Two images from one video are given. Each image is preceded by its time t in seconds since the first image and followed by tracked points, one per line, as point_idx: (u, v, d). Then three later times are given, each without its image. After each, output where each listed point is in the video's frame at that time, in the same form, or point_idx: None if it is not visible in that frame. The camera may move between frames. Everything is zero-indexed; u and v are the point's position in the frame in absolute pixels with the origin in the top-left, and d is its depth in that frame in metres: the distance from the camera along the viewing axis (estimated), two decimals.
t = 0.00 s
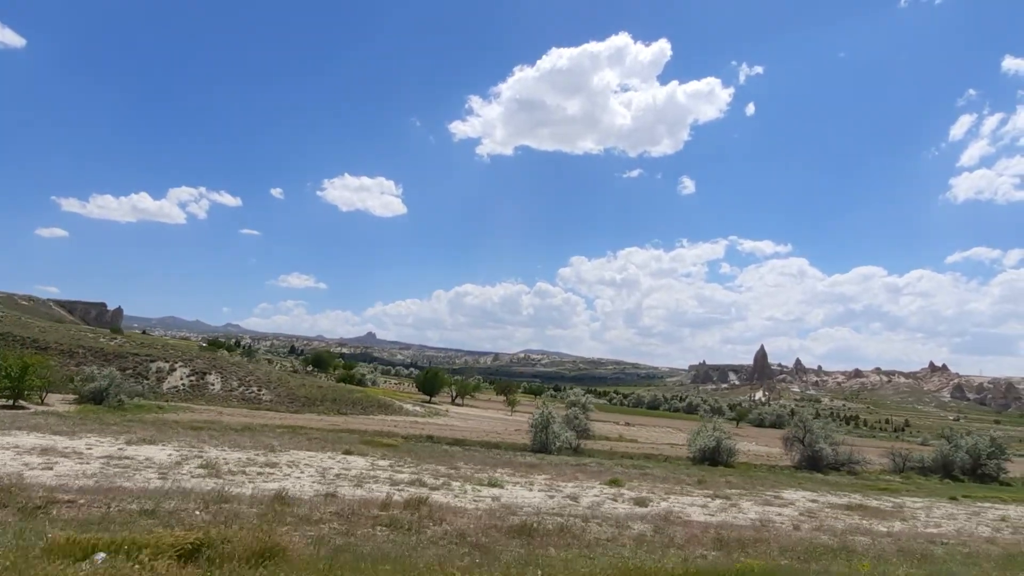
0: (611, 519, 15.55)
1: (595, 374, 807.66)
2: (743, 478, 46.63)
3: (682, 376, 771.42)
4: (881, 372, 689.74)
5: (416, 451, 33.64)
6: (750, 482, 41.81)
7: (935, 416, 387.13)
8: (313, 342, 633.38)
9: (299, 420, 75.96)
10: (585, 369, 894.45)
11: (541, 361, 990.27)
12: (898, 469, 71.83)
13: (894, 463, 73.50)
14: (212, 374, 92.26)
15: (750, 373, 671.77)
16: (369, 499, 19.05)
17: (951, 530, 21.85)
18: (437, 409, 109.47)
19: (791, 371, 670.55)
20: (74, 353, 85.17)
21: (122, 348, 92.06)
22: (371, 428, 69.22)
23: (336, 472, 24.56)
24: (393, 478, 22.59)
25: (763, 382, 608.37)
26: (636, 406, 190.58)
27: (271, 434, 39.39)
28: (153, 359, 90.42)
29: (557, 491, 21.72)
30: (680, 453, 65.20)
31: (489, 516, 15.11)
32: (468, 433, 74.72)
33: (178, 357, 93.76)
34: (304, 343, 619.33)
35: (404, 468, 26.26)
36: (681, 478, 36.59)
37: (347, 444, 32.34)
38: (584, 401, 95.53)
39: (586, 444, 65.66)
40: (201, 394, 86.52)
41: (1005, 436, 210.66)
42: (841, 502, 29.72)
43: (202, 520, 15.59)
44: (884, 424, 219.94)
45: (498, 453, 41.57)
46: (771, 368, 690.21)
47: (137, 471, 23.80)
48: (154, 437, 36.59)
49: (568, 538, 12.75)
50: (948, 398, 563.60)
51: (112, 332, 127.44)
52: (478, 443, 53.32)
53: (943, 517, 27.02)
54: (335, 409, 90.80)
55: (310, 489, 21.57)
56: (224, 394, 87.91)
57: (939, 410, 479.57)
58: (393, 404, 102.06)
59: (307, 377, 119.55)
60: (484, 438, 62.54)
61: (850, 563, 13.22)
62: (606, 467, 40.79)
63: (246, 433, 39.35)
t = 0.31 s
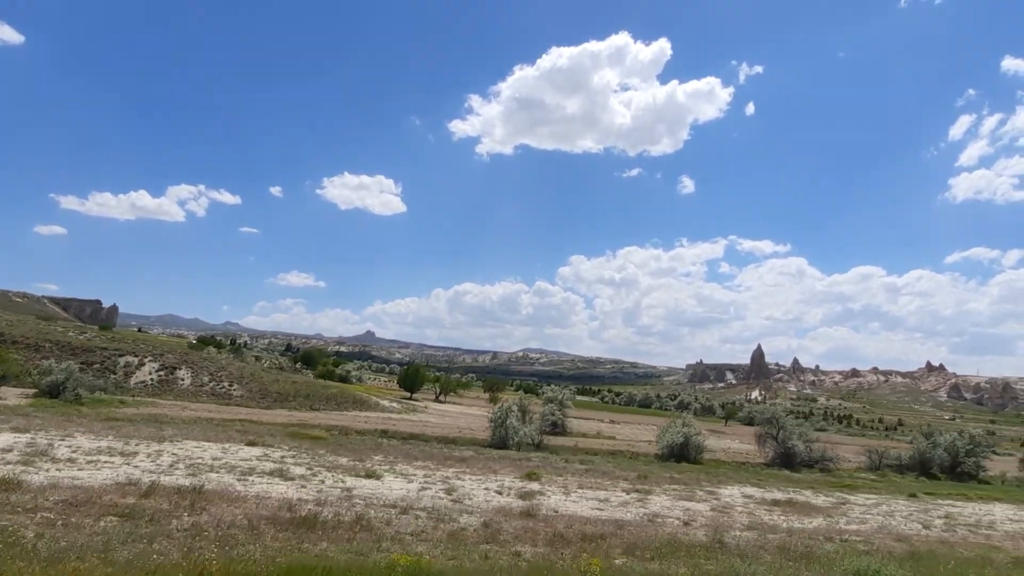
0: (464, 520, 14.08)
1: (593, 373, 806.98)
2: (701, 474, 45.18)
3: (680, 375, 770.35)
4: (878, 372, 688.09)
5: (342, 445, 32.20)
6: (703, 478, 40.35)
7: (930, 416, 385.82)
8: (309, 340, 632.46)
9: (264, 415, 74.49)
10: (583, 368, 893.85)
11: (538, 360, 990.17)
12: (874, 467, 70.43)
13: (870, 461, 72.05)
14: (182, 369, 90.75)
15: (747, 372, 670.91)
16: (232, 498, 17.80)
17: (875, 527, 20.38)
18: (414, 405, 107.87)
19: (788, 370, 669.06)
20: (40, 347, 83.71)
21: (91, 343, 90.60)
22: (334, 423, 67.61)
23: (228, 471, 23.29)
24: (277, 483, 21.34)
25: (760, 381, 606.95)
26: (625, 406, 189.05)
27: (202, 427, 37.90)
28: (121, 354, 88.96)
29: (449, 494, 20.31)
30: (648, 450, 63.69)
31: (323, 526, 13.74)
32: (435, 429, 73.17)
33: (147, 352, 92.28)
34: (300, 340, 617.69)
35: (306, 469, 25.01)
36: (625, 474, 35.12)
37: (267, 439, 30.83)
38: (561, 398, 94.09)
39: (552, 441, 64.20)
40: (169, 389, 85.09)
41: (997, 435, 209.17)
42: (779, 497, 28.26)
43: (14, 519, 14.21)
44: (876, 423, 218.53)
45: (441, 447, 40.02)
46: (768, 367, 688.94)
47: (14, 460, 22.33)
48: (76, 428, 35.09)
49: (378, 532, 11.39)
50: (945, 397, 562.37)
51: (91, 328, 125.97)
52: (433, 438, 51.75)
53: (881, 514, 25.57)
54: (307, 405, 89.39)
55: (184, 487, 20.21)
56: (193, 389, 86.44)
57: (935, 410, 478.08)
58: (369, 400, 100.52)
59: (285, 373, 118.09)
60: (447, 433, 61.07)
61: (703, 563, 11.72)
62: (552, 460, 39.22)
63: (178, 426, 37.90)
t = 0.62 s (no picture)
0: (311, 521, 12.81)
1: (589, 371, 806.10)
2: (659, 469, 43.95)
3: (676, 373, 769.41)
4: (875, 371, 687.44)
5: (267, 435, 30.88)
6: (656, 472, 39.18)
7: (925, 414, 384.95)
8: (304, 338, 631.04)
9: (231, 409, 73.18)
10: (579, 366, 892.60)
11: (535, 358, 988.59)
12: (850, 464, 69.23)
13: (846, 458, 70.90)
14: (153, 363, 89.45)
15: (743, 370, 670.29)
16: (59, 497, 16.10)
17: (793, 522, 19.11)
18: (393, 401, 106.60)
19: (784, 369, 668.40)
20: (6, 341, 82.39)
21: (61, 336, 89.26)
22: (300, 417, 66.36)
23: (92, 448, 21.42)
24: (131, 467, 19.42)
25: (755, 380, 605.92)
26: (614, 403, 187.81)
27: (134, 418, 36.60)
28: (91, 348, 87.59)
29: (325, 481, 18.67)
30: (618, 446, 62.46)
31: (144, 540, 12.50)
32: (405, 424, 71.93)
33: (118, 347, 90.95)
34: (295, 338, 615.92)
35: (187, 447, 23.18)
36: (568, 468, 33.85)
37: (186, 428, 29.58)
38: (538, 393, 92.77)
39: (519, 437, 62.90)
40: (138, 383, 83.81)
41: (989, 434, 208.00)
42: (716, 492, 27.00)
43: None
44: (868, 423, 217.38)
45: (385, 441, 38.76)
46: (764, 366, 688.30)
47: None
48: None
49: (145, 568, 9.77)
50: (941, 396, 561.77)
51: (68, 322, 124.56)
52: (390, 432, 50.45)
53: (815, 509, 24.31)
54: (280, 400, 88.02)
55: (56, 466, 19.07)
56: (163, 384, 85.14)
57: (930, 409, 477.40)
58: (346, 395, 99.20)
59: (264, 368, 116.76)
60: (411, 428, 59.75)
61: (533, 561, 10.39)
62: (500, 454, 37.98)
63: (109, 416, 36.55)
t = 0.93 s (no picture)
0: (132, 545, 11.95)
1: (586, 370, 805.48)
2: (616, 464, 42.70)
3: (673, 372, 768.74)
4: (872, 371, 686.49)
5: (189, 428, 29.58)
6: (608, 467, 37.92)
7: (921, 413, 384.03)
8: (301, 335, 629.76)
9: (197, 403, 71.92)
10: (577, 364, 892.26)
11: (533, 356, 988.10)
12: (827, 461, 68.05)
13: (823, 455, 69.68)
14: (125, 358, 88.19)
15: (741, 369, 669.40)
16: None
17: (700, 516, 17.87)
18: (372, 397, 105.37)
19: (781, 368, 667.47)
20: None
21: (31, 330, 87.98)
22: (265, 411, 65.16)
23: None
24: None
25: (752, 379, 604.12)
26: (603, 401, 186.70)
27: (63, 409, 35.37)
28: (60, 343, 86.29)
29: (136, 480, 17.21)
30: (587, 441, 61.22)
31: None
32: (374, 419, 70.64)
33: (90, 341, 89.69)
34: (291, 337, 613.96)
35: (59, 438, 21.88)
36: (508, 461, 32.56)
37: (99, 419, 28.30)
38: (517, 389, 91.51)
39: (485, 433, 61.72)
40: (108, 378, 82.56)
41: (982, 431, 206.39)
42: (647, 484, 25.77)
43: None
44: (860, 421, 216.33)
45: (327, 433, 37.49)
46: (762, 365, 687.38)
47: None
48: None
49: None
50: (938, 395, 561.06)
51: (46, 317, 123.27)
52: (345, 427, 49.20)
53: (744, 504, 23.08)
54: (252, 395, 86.85)
55: None
56: (134, 379, 83.92)
57: (926, 408, 476.50)
58: (323, 391, 97.94)
59: (243, 364, 115.49)
60: (374, 422, 58.52)
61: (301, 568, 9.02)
62: (444, 447, 36.76)
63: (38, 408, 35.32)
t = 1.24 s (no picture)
0: None
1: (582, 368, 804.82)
2: (569, 460, 41.35)
3: (669, 371, 768.14)
4: (868, 370, 686.34)
5: (100, 419, 28.18)
6: (555, 461, 36.58)
7: (914, 412, 383.37)
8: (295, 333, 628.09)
9: (161, 397, 70.52)
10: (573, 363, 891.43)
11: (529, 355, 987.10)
12: (801, 458, 66.84)
13: (797, 452, 68.53)
14: (94, 352, 86.72)
15: (736, 368, 668.54)
16: None
17: (592, 509, 16.54)
18: (349, 392, 104.04)
19: (776, 367, 667.34)
20: None
21: None
22: (227, 406, 63.75)
23: None
24: None
25: (747, 378, 603.09)
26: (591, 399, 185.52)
27: None
28: (28, 337, 84.82)
29: None
30: (553, 437, 59.92)
31: None
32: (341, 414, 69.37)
33: (59, 335, 88.23)
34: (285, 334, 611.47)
35: None
36: (442, 453, 31.19)
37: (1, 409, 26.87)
38: (492, 385, 90.16)
39: (450, 428, 60.30)
40: (75, 372, 81.12)
41: (973, 430, 205.12)
42: (570, 478, 24.42)
43: None
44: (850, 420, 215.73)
45: (263, 426, 36.10)
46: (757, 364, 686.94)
47: None
48: None
49: None
50: (932, 395, 561.20)
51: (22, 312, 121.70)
52: (297, 421, 47.81)
53: (664, 498, 21.76)
54: (223, 391, 85.41)
55: None
56: (102, 373, 82.46)
57: (922, 407, 476.16)
58: (298, 387, 96.55)
59: (220, 360, 113.96)
60: (333, 417, 57.14)
61: None
62: (384, 440, 35.42)
63: None
